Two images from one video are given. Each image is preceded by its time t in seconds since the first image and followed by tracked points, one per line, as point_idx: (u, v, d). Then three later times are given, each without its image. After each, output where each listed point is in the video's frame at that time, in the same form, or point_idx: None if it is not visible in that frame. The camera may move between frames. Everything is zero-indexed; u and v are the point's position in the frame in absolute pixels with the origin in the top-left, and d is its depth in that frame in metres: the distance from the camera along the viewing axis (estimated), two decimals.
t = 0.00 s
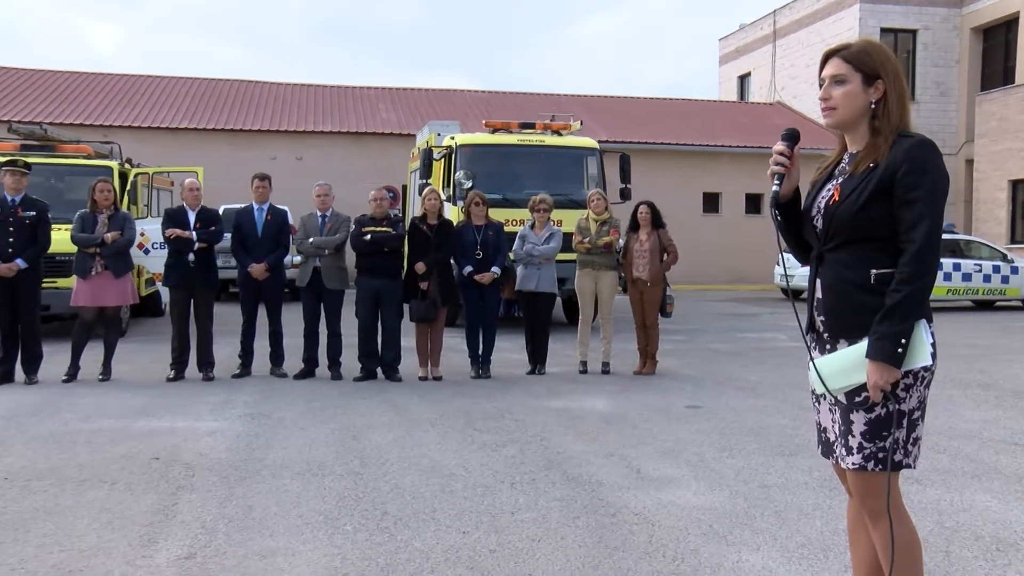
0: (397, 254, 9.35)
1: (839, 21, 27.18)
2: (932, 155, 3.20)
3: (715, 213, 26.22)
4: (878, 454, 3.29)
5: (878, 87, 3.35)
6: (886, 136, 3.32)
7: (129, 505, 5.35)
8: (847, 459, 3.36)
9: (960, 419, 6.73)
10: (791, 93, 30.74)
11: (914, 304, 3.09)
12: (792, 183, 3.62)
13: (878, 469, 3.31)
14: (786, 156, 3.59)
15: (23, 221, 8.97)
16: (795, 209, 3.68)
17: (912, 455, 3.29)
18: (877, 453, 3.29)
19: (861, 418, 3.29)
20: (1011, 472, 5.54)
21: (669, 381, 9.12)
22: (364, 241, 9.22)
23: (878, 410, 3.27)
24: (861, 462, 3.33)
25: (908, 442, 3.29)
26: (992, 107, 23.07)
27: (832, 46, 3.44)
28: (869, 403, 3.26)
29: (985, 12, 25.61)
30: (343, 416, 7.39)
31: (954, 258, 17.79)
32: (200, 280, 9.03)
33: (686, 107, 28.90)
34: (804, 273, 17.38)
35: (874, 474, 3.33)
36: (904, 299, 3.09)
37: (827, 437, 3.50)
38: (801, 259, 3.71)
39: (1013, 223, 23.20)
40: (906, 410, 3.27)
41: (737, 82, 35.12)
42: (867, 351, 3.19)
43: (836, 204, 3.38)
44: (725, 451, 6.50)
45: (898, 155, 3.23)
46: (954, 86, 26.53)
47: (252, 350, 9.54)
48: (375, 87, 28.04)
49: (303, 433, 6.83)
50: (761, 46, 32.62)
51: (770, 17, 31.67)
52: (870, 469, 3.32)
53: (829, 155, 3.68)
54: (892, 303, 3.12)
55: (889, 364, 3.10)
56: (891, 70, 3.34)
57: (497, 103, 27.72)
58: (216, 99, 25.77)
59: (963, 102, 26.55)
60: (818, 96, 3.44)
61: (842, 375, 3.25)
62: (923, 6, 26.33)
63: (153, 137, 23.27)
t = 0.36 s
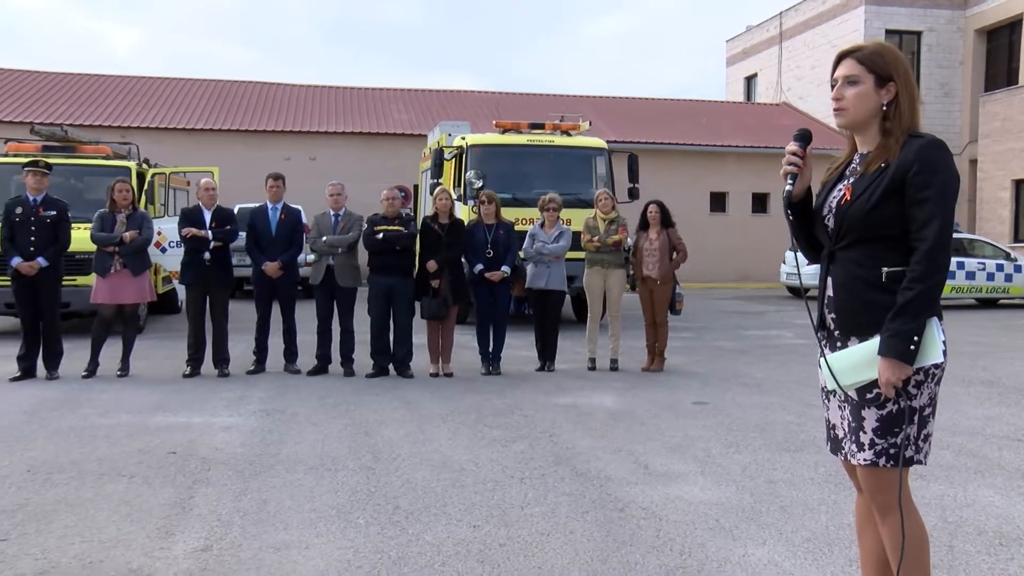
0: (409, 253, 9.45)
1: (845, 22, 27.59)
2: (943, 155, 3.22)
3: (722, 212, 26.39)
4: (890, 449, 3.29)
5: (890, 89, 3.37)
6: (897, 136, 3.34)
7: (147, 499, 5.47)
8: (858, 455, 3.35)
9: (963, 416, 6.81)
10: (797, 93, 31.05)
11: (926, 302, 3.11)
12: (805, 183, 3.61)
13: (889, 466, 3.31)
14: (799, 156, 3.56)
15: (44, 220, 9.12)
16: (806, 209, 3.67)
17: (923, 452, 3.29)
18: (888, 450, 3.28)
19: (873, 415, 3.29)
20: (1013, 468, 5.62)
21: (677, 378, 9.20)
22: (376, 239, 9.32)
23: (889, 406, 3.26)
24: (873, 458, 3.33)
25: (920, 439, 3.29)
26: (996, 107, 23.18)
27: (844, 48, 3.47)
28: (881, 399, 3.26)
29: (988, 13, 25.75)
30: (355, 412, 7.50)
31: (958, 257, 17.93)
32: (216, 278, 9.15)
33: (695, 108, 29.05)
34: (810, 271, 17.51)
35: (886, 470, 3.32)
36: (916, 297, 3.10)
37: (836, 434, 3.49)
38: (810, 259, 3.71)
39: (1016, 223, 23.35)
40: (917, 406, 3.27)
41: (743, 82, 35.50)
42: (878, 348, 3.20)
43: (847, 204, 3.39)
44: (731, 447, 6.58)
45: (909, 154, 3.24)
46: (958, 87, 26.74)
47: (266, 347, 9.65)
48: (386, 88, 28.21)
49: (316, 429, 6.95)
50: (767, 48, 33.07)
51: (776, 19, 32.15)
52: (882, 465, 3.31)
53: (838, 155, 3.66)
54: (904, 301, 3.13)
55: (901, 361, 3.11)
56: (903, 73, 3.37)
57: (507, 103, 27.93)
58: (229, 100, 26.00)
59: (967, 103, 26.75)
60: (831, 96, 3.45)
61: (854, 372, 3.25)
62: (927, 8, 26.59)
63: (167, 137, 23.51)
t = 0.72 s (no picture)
0: (419, 250, 9.55)
1: (849, 23, 27.92)
2: (954, 155, 3.22)
3: (727, 210, 26.56)
4: (896, 444, 3.32)
5: (900, 88, 3.38)
6: (907, 135, 3.34)
7: (164, 491, 5.59)
8: (864, 450, 3.37)
9: (964, 411, 6.91)
10: (802, 93, 31.36)
11: (938, 302, 3.09)
12: (814, 180, 3.67)
13: (896, 460, 3.33)
14: (809, 153, 3.64)
15: (63, 219, 9.24)
16: (816, 206, 3.70)
17: (929, 446, 3.33)
18: (896, 444, 3.30)
19: (881, 409, 3.32)
20: (1013, 463, 5.71)
21: (683, 373, 9.28)
22: (387, 237, 9.43)
23: (896, 401, 3.29)
24: (879, 453, 3.35)
25: (925, 434, 3.32)
26: (998, 107, 23.33)
27: (855, 47, 3.48)
28: (889, 394, 3.28)
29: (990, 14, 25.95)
30: (366, 406, 7.62)
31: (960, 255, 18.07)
32: (229, 275, 9.28)
33: (702, 108, 29.21)
34: (813, 269, 17.68)
35: (892, 465, 3.34)
36: (928, 296, 3.09)
37: (840, 428, 3.51)
38: (820, 255, 3.73)
39: (1017, 221, 23.51)
40: (924, 402, 3.31)
41: (748, 82, 35.83)
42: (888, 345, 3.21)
43: (858, 202, 3.40)
44: (736, 442, 6.67)
45: (919, 153, 3.25)
46: (961, 87, 26.99)
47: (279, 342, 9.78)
48: (396, 88, 28.39)
49: (328, 423, 7.06)
50: (772, 49, 33.42)
51: (781, 20, 32.53)
52: (888, 459, 3.33)
53: (847, 153, 3.70)
54: (915, 300, 3.12)
55: (911, 359, 3.11)
56: (912, 72, 3.37)
57: (515, 102, 28.12)
58: (240, 100, 26.23)
59: (970, 101, 26.97)
60: (841, 94, 3.47)
61: (864, 367, 3.27)
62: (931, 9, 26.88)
63: (178, 135, 23.72)
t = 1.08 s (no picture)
0: (425, 247, 9.65)
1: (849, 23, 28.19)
2: (950, 152, 3.27)
3: (729, 207, 26.68)
4: (897, 437, 3.37)
5: (894, 86, 3.43)
6: (904, 133, 3.40)
7: (175, 482, 5.71)
8: (866, 442, 3.43)
9: (962, 405, 7.02)
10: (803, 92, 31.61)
11: (936, 297, 3.16)
12: (814, 179, 3.71)
13: (897, 452, 3.39)
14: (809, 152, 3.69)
15: (77, 216, 9.36)
16: (817, 204, 3.76)
17: (930, 439, 3.37)
18: (896, 436, 3.36)
19: (882, 403, 3.38)
20: (1010, 456, 5.80)
21: (685, 368, 9.37)
22: (394, 234, 9.53)
23: (897, 394, 3.35)
24: (880, 446, 3.41)
25: (927, 426, 3.37)
26: (996, 106, 23.61)
27: (850, 47, 3.53)
28: (889, 387, 3.34)
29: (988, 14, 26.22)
30: (373, 400, 7.73)
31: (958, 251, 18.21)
32: (239, 271, 9.39)
33: (706, 106, 29.32)
34: (814, 265, 17.84)
35: (893, 457, 3.40)
36: (925, 292, 3.16)
37: (843, 421, 3.57)
38: (823, 252, 3.79)
39: (1015, 218, 23.76)
40: (924, 395, 3.36)
41: (750, 82, 36.08)
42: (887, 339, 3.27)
43: (857, 200, 3.46)
44: (738, 436, 6.77)
45: (917, 151, 3.31)
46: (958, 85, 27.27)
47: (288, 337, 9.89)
48: (402, 86, 28.54)
49: (336, 417, 7.17)
50: (773, 48, 33.70)
51: (783, 20, 32.83)
52: (890, 451, 3.39)
53: (849, 151, 3.76)
54: (914, 295, 3.19)
55: (910, 354, 3.17)
56: (908, 69, 3.42)
57: (519, 101, 28.27)
58: (248, 99, 26.39)
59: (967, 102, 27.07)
60: (837, 94, 3.53)
61: (863, 361, 3.32)
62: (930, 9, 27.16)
63: (186, 133, 23.89)
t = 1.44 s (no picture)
0: (429, 244, 9.75)
1: (848, 22, 28.52)
2: (948, 148, 3.31)
3: (729, 203, 26.80)
4: (899, 429, 3.42)
5: (891, 83, 3.47)
6: (901, 129, 3.44)
7: (184, 473, 5.82)
8: (868, 434, 3.49)
9: (958, 398, 7.14)
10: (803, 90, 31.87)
11: (934, 291, 3.21)
12: (814, 175, 3.72)
13: (899, 444, 3.44)
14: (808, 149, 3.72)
15: (88, 212, 9.47)
16: (817, 200, 3.79)
17: (931, 430, 3.42)
18: (898, 429, 3.41)
19: (883, 396, 3.43)
20: (1004, 447, 5.92)
21: (686, 362, 9.47)
22: (399, 229, 9.62)
23: (898, 387, 3.40)
24: (881, 438, 3.46)
25: (928, 418, 3.42)
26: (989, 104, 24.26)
27: (848, 45, 3.58)
28: (890, 379, 3.39)
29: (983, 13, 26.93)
30: (379, 393, 7.84)
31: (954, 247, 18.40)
32: (246, 266, 9.50)
33: (707, 104, 29.43)
34: (812, 261, 18.01)
35: (896, 449, 3.45)
36: (924, 286, 3.21)
37: (844, 414, 3.63)
38: (824, 248, 3.83)
39: (1009, 214, 24.24)
40: (925, 387, 3.41)
41: (750, 81, 36.31)
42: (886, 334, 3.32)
43: (856, 195, 3.50)
44: (737, 428, 6.87)
45: (914, 147, 3.34)
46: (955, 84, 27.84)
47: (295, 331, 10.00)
48: (405, 84, 28.70)
49: (342, 409, 7.29)
50: (773, 47, 33.96)
51: (782, 19, 33.10)
52: (892, 443, 3.44)
53: (849, 148, 3.79)
54: (913, 289, 3.24)
55: (909, 347, 3.22)
56: (905, 66, 3.46)
57: (521, 98, 28.41)
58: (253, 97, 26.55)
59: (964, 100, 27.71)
60: (835, 91, 3.58)
61: (863, 355, 3.38)
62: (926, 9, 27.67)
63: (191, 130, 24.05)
